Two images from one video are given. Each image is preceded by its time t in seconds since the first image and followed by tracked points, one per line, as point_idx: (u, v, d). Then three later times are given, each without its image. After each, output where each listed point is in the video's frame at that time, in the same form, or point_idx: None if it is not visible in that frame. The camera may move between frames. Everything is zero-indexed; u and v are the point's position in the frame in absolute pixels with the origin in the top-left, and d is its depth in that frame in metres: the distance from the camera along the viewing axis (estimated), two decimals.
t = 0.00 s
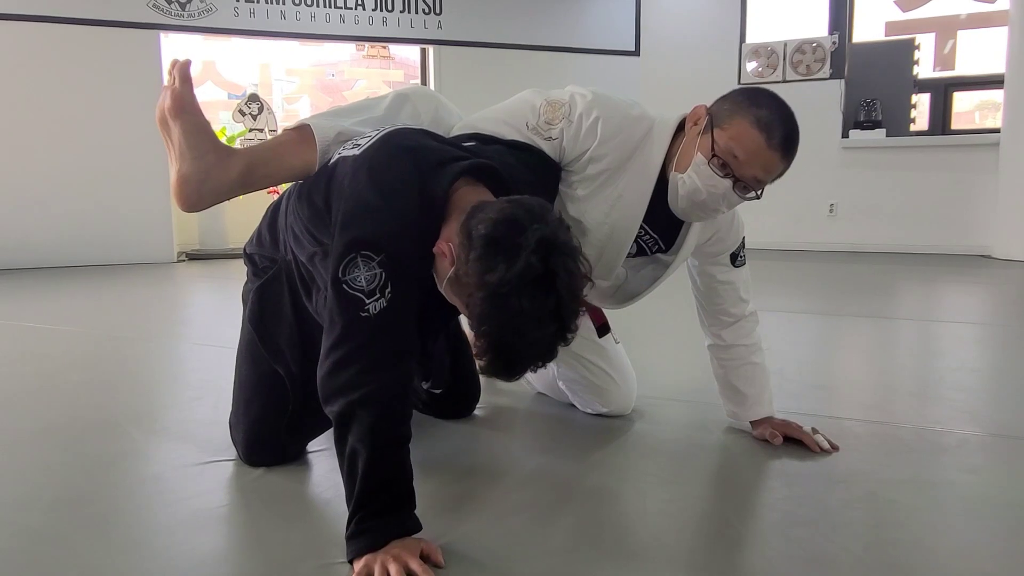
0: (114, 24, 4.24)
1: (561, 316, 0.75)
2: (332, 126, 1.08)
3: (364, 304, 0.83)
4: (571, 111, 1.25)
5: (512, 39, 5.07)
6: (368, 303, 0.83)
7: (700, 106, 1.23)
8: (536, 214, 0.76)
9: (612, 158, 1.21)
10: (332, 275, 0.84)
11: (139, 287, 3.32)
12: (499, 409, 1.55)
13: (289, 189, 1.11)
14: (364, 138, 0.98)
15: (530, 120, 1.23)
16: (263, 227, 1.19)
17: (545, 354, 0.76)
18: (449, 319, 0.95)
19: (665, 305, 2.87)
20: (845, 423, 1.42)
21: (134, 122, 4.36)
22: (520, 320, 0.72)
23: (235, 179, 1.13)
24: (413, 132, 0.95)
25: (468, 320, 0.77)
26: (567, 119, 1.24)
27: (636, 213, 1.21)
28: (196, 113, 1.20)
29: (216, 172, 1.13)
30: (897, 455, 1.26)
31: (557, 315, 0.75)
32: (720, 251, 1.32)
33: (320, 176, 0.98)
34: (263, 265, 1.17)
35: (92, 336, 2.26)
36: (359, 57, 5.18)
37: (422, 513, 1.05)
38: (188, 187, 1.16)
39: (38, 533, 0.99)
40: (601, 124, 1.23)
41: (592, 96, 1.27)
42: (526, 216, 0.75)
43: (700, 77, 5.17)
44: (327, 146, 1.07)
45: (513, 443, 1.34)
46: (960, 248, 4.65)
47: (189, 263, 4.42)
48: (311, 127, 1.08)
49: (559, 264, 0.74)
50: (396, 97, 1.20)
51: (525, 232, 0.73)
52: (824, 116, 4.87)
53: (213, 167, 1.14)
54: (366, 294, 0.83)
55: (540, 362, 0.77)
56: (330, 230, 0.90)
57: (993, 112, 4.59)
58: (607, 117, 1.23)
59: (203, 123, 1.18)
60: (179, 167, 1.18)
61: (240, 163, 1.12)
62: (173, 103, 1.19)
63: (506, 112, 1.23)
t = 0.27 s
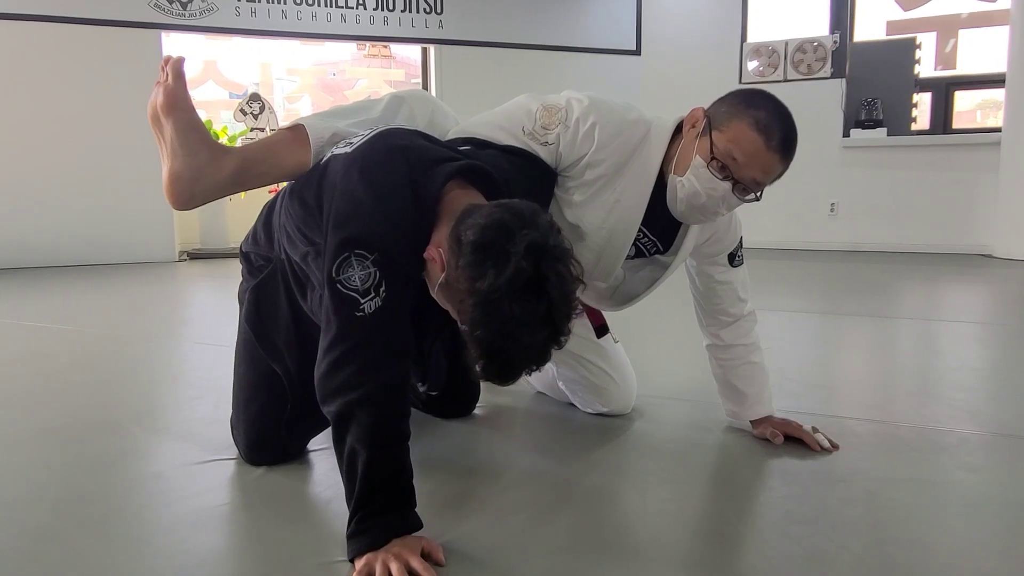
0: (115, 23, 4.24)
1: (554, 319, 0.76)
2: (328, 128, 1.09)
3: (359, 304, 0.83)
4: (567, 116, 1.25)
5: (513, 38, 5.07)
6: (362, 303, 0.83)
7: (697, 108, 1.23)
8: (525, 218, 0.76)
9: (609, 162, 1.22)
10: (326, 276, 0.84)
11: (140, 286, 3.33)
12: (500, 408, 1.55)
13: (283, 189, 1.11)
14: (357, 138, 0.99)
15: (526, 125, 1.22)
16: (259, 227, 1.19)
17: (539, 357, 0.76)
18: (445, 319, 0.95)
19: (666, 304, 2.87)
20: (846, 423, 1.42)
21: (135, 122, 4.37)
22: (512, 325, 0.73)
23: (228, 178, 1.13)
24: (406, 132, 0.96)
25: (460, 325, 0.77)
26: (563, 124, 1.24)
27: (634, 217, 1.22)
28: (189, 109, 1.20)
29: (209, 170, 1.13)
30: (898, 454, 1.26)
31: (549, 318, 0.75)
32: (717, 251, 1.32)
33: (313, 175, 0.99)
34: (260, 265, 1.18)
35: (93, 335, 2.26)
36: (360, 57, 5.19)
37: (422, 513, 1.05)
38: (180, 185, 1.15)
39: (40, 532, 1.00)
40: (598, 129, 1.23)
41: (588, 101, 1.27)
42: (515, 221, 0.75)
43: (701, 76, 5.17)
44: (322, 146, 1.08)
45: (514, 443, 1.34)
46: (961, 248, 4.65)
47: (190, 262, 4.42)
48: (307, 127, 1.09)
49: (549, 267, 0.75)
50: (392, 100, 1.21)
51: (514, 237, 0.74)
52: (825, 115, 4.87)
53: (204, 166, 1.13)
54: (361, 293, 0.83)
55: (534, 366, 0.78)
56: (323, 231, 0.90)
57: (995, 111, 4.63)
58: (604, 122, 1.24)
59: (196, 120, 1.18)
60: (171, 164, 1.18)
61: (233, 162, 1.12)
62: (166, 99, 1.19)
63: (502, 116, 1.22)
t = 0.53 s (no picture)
0: (116, 23, 4.24)
1: (543, 314, 0.76)
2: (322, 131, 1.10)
3: (353, 304, 0.84)
4: (565, 118, 1.25)
5: (513, 38, 5.07)
6: (357, 303, 0.84)
7: (698, 110, 1.22)
8: (508, 214, 0.76)
9: (608, 165, 1.22)
10: (320, 277, 0.84)
11: (141, 286, 3.33)
12: (500, 407, 1.56)
13: (279, 190, 1.12)
14: (350, 137, 0.99)
15: (524, 126, 1.23)
16: (256, 227, 1.19)
17: (531, 353, 0.76)
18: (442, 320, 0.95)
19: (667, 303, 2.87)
20: (846, 422, 1.43)
21: (136, 121, 4.37)
22: (500, 322, 0.73)
23: (224, 180, 1.15)
24: (398, 131, 0.96)
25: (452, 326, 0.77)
26: (561, 127, 1.24)
27: (633, 218, 1.22)
28: (181, 111, 1.18)
29: (205, 173, 1.15)
30: (898, 453, 1.26)
31: (538, 313, 0.75)
32: (714, 252, 1.33)
33: (307, 174, 0.99)
34: (258, 264, 1.18)
35: (94, 334, 2.27)
36: (361, 56, 5.19)
37: (422, 512, 1.05)
38: (177, 187, 1.17)
39: (41, 530, 1.00)
40: (597, 132, 1.23)
41: (588, 102, 1.27)
42: (497, 218, 0.75)
43: (702, 76, 5.17)
44: (318, 147, 1.09)
45: (514, 442, 1.34)
46: (962, 247, 4.64)
47: (191, 262, 4.42)
48: (302, 128, 1.11)
49: (534, 262, 0.75)
50: (390, 100, 1.22)
51: (496, 233, 0.74)
52: (826, 114, 4.87)
53: (199, 168, 1.15)
54: (355, 293, 0.83)
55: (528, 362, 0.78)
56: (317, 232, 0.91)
57: (996, 110, 4.63)
58: (603, 126, 1.23)
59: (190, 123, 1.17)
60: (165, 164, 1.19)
61: (229, 165, 1.14)
62: (158, 102, 1.17)
63: (500, 118, 1.24)
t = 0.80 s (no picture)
0: (117, 23, 4.24)
1: (542, 311, 0.76)
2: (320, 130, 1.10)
3: (352, 303, 0.84)
4: (561, 115, 1.24)
5: (514, 37, 5.06)
6: (356, 302, 0.84)
7: (693, 107, 1.22)
8: (504, 214, 0.76)
9: (605, 162, 1.22)
10: (320, 277, 0.84)
11: (143, 285, 3.33)
12: (501, 406, 1.56)
13: (278, 190, 1.12)
14: (348, 137, 0.99)
15: (521, 125, 1.22)
16: (255, 226, 1.19)
17: (532, 350, 0.76)
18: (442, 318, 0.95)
19: (669, 302, 2.87)
20: (847, 421, 1.43)
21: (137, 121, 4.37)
22: (500, 322, 0.73)
23: (222, 177, 1.15)
24: (396, 131, 0.96)
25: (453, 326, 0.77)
26: (558, 124, 1.24)
27: (631, 215, 1.22)
28: (179, 112, 1.19)
29: (203, 170, 1.15)
30: (899, 453, 1.26)
31: (537, 311, 0.75)
32: (713, 251, 1.33)
33: (305, 174, 0.99)
34: (257, 264, 1.18)
35: (96, 333, 2.27)
36: (362, 55, 5.19)
37: (423, 511, 1.05)
38: (175, 186, 1.17)
39: (43, 530, 1.00)
40: (594, 129, 1.23)
41: (584, 101, 1.26)
42: (494, 217, 0.75)
43: (703, 75, 5.16)
44: (317, 146, 1.09)
45: (515, 441, 1.34)
46: (964, 247, 4.64)
47: (192, 261, 4.43)
48: (301, 128, 1.10)
49: (531, 261, 0.75)
50: (387, 100, 1.22)
51: (493, 234, 0.74)
52: (827, 114, 4.86)
53: (198, 167, 1.15)
54: (354, 293, 0.83)
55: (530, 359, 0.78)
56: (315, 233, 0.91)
57: (998, 109, 4.62)
58: (600, 124, 1.23)
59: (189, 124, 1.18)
60: (164, 166, 1.19)
61: (227, 163, 1.14)
62: (156, 103, 1.19)
63: (497, 117, 1.23)
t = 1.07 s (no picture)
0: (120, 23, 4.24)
1: (552, 305, 0.76)
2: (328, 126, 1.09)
3: (359, 303, 0.84)
4: (550, 100, 1.24)
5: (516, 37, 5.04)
6: (363, 302, 0.84)
7: (671, 84, 1.22)
8: (511, 210, 0.76)
9: (596, 143, 1.22)
10: (327, 276, 0.84)
11: (145, 285, 3.34)
12: (502, 406, 1.56)
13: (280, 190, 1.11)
14: (354, 137, 0.98)
15: (513, 115, 1.21)
16: (254, 225, 1.19)
17: (542, 343, 0.76)
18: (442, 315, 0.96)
19: (670, 302, 2.87)
20: (848, 421, 1.43)
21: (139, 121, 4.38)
22: (510, 317, 0.73)
23: (232, 174, 1.15)
24: (403, 130, 0.95)
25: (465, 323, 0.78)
26: (548, 110, 1.24)
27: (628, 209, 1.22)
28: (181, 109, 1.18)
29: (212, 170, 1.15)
30: (899, 453, 1.26)
31: (546, 305, 0.75)
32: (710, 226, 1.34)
33: (311, 173, 0.99)
34: (255, 262, 1.17)
35: (98, 333, 2.27)
36: (363, 55, 5.20)
37: (425, 511, 1.05)
38: (186, 184, 1.18)
39: (44, 530, 1.00)
40: (583, 110, 1.24)
41: (571, 85, 1.27)
42: (499, 213, 0.75)
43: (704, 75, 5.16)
44: (321, 140, 1.08)
45: (516, 441, 1.34)
46: (966, 247, 4.64)
47: (194, 261, 4.43)
48: (305, 122, 1.10)
49: (540, 256, 0.75)
50: (386, 100, 1.23)
51: (501, 229, 0.74)
52: (829, 113, 4.86)
53: (207, 165, 1.15)
54: (362, 293, 0.83)
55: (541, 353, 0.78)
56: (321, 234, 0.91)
57: (999, 109, 4.62)
58: (588, 105, 1.24)
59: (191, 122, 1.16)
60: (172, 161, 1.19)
61: (235, 159, 1.14)
62: (158, 104, 1.17)
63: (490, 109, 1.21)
